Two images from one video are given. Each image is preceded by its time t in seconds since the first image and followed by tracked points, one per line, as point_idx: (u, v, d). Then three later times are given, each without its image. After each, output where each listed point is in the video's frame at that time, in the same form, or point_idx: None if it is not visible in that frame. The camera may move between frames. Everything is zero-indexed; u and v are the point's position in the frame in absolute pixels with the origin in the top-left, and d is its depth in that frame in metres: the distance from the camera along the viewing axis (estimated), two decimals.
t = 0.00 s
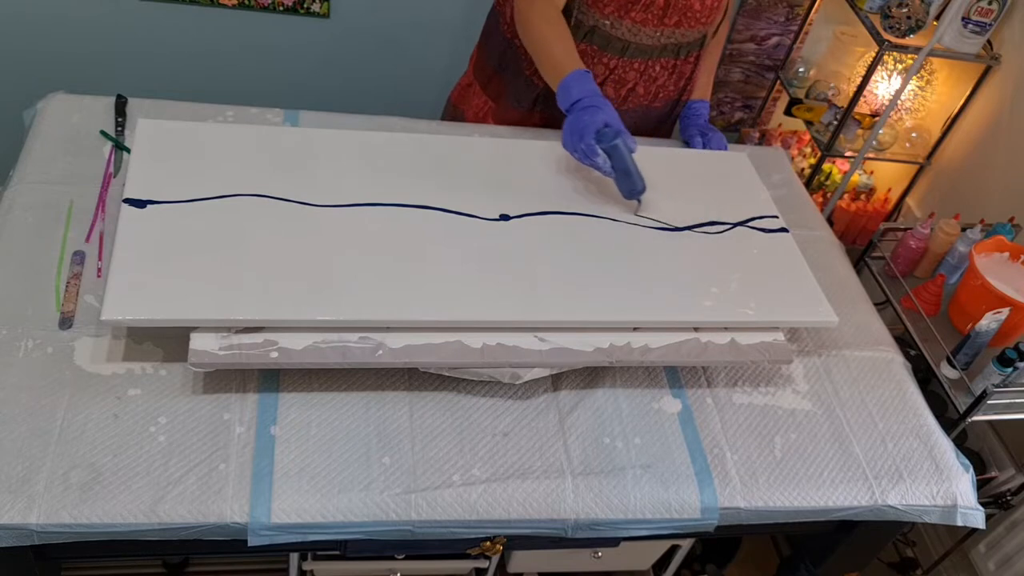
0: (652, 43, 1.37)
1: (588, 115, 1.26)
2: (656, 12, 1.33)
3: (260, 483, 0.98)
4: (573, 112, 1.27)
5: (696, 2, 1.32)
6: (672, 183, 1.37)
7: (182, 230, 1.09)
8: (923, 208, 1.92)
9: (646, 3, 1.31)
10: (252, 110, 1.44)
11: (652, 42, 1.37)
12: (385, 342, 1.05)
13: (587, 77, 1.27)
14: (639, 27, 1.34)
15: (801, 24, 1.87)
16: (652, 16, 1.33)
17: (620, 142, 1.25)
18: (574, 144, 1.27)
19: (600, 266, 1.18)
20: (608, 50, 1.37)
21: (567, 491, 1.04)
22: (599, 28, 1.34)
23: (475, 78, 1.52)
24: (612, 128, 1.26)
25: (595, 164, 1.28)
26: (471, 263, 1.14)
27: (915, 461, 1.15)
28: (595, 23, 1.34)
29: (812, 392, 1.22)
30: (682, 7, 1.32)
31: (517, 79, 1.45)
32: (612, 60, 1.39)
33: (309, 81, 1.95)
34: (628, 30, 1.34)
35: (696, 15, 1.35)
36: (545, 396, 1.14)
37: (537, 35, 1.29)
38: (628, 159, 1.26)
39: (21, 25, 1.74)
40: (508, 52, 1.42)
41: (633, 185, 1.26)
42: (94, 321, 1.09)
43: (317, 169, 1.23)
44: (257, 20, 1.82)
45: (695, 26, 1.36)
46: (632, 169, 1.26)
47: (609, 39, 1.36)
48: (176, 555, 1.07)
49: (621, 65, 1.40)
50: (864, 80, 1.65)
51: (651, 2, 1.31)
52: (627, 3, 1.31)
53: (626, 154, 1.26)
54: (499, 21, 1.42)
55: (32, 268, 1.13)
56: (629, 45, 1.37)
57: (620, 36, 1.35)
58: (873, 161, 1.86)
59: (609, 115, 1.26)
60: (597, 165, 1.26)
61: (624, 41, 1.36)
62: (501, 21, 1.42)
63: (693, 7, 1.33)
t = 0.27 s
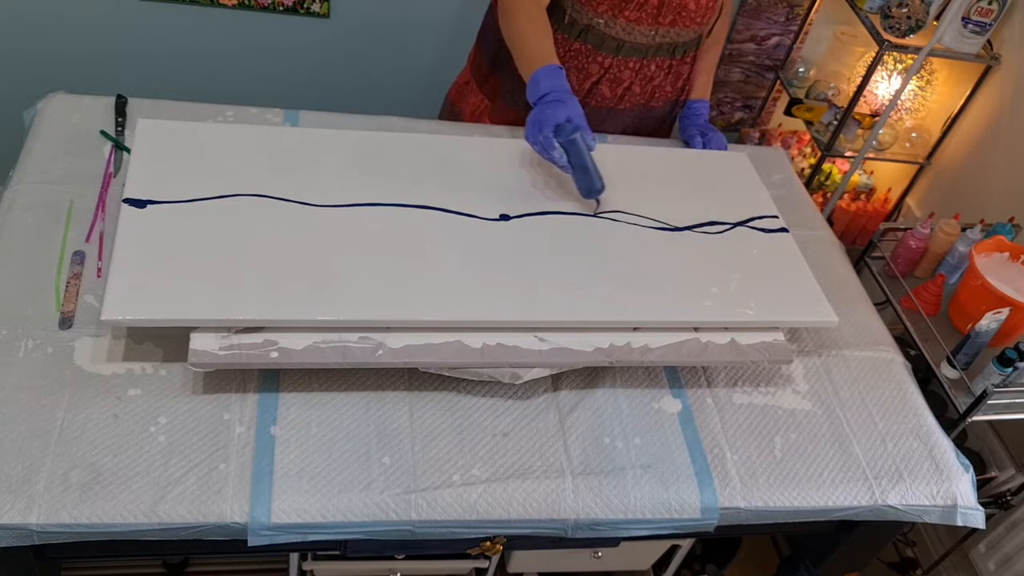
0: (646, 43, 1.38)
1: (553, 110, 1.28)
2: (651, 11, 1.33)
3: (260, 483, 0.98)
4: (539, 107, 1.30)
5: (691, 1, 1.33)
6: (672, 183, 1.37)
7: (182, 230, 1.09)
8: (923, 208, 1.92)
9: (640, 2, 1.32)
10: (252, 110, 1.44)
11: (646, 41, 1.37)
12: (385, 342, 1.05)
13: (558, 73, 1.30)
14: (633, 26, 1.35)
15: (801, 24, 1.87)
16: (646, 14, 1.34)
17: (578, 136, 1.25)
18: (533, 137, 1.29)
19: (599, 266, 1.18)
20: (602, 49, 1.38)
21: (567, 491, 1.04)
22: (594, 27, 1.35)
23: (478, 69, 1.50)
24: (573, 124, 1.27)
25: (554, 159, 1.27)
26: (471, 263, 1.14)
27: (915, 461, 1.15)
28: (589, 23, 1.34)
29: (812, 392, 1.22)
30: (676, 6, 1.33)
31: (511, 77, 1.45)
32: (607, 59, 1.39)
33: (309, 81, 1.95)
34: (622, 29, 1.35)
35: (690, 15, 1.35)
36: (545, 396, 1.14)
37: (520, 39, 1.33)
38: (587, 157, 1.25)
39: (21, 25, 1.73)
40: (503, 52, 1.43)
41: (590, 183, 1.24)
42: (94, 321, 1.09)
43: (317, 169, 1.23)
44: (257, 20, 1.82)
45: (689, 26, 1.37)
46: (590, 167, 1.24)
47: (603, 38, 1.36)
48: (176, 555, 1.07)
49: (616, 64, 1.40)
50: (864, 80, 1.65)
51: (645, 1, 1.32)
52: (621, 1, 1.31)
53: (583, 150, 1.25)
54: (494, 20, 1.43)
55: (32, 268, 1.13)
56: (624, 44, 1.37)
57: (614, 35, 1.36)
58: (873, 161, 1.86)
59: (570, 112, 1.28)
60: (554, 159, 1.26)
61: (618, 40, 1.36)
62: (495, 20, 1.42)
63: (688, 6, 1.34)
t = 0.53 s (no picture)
0: (639, 42, 1.38)
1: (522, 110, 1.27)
2: (642, 11, 1.33)
3: (260, 483, 0.98)
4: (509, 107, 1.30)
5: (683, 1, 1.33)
6: (671, 183, 1.37)
7: (182, 230, 1.09)
8: (922, 208, 1.92)
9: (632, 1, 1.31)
10: (253, 110, 1.44)
11: (639, 41, 1.37)
12: (385, 342, 1.05)
13: (534, 74, 1.30)
14: (626, 26, 1.35)
15: (801, 24, 1.87)
16: (638, 14, 1.33)
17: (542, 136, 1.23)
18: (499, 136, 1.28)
19: (599, 266, 1.18)
20: (594, 50, 1.38)
21: (567, 491, 1.04)
22: (585, 28, 1.35)
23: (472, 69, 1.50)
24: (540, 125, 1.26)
25: (516, 158, 1.25)
26: (471, 263, 1.14)
27: (915, 461, 1.15)
28: (581, 23, 1.34)
29: (812, 392, 1.22)
30: (668, 6, 1.33)
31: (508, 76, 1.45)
32: (599, 60, 1.39)
33: (309, 81, 1.95)
34: (614, 29, 1.35)
35: (683, 14, 1.35)
36: (545, 396, 1.14)
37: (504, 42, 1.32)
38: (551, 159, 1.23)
39: (21, 25, 1.73)
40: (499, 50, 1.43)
41: (553, 185, 1.23)
42: (94, 321, 1.09)
43: (317, 169, 1.23)
44: (257, 20, 1.82)
45: (682, 25, 1.37)
46: (554, 170, 1.23)
47: (595, 38, 1.36)
48: (176, 555, 1.07)
49: (608, 65, 1.40)
50: (864, 80, 1.65)
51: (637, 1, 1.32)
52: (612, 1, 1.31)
53: (547, 152, 1.23)
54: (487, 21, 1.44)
55: (32, 268, 1.13)
56: (616, 44, 1.37)
57: (606, 35, 1.36)
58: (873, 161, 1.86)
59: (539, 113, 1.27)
60: (516, 158, 1.24)
61: (610, 40, 1.36)
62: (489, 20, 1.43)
63: (680, 6, 1.34)
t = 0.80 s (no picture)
0: (624, 41, 1.38)
1: (484, 101, 1.29)
2: (626, 10, 1.33)
3: (260, 483, 0.98)
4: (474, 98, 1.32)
5: None
6: (671, 183, 1.37)
7: (181, 230, 1.09)
8: (923, 208, 1.92)
9: None
10: (253, 111, 1.44)
11: (624, 40, 1.37)
12: (385, 342, 1.05)
13: (500, 66, 1.31)
14: (610, 25, 1.35)
15: (801, 24, 1.87)
16: (622, 13, 1.34)
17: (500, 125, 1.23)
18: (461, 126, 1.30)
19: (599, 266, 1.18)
20: (580, 49, 1.37)
21: (567, 491, 1.04)
22: (570, 27, 1.35)
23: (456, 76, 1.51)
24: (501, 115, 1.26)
25: (475, 147, 1.26)
26: (470, 263, 1.14)
27: (915, 461, 1.15)
28: (565, 23, 1.35)
29: (812, 392, 1.22)
30: (653, 4, 1.33)
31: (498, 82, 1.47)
32: (585, 59, 1.39)
33: (309, 81, 1.95)
34: (598, 28, 1.35)
35: (668, 13, 1.35)
36: (545, 396, 1.14)
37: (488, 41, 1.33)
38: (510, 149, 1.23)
39: (22, 25, 1.73)
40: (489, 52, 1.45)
41: (513, 175, 1.23)
42: (94, 321, 1.09)
43: (317, 169, 1.23)
44: (257, 20, 1.81)
45: (667, 23, 1.37)
46: (513, 159, 1.23)
47: (580, 37, 1.36)
48: (176, 555, 1.07)
49: (595, 64, 1.40)
50: (864, 80, 1.65)
51: None
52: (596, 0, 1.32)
53: (506, 140, 1.23)
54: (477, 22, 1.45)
55: (32, 268, 1.13)
56: (601, 43, 1.37)
57: (591, 35, 1.36)
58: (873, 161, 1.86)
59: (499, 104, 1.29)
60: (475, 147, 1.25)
61: (595, 39, 1.36)
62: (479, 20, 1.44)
63: (665, 4, 1.34)
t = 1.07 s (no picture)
0: (603, 38, 1.38)
1: (437, 87, 1.26)
2: (604, 6, 1.33)
3: (260, 483, 0.98)
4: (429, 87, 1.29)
5: None
6: (671, 183, 1.37)
7: (181, 230, 1.09)
8: (923, 208, 1.92)
9: None
10: (252, 111, 1.44)
11: (602, 36, 1.37)
12: (385, 342, 1.05)
13: (457, 54, 1.30)
14: (588, 21, 1.35)
15: (801, 24, 1.86)
16: (600, 9, 1.34)
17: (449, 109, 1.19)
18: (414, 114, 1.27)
19: (598, 266, 1.18)
20: (558, 46, 1.37)
21: (567, 491, 1.04)
22: (547, 24, 1.35)
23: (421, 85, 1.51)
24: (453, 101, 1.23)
25: (425, 135, 1.23)
26: (470, 263, 1.14)
27: (915, 461, 1.15)
28: (543, 20, 1.35)
29: (812, 392, 1.22)
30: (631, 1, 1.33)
31: (479, 81, 1.47)
32: (564, 57, 1.39)
33: (309, 81, 1.95)
34: (576, 26, 1.35)
35: (648, 10, 1.35)
36: (545, 396, 1.14)
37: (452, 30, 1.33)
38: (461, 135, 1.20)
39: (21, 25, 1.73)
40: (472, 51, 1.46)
41: (464, 162, 1.20)
42: (94, 321, 1.09)
43: (317, 170, 1.23)
44: (256, 20, 1.81)
45: (647, 20, 1.37)
46: (464, 145, 1.20)
47: (558, 34, 1.36)
48: (176, 555, 1.07)
49: (574, 61, 1.40)
50: (864, 80, 1.65)
51: None
52: None
53: (456, 125, 1.20)
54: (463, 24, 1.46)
55: (31, 268, 1.13)
56: (580, 40, 1.37)
57: (569, 32, 1.36)
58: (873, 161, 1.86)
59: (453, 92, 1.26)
60: (423, 133, 1.22)
61: (574, 36, 1.36)
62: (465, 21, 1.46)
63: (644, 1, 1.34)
